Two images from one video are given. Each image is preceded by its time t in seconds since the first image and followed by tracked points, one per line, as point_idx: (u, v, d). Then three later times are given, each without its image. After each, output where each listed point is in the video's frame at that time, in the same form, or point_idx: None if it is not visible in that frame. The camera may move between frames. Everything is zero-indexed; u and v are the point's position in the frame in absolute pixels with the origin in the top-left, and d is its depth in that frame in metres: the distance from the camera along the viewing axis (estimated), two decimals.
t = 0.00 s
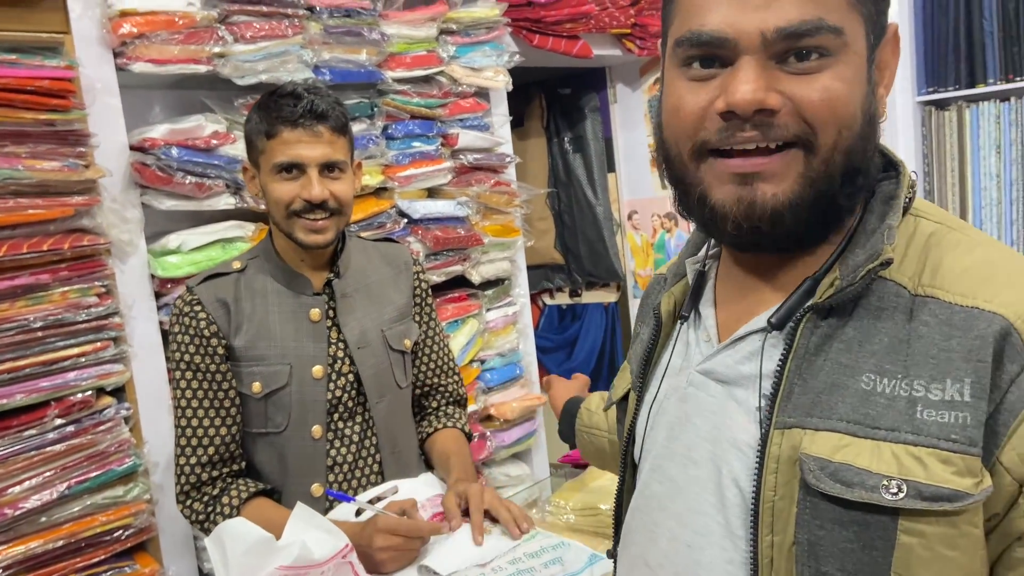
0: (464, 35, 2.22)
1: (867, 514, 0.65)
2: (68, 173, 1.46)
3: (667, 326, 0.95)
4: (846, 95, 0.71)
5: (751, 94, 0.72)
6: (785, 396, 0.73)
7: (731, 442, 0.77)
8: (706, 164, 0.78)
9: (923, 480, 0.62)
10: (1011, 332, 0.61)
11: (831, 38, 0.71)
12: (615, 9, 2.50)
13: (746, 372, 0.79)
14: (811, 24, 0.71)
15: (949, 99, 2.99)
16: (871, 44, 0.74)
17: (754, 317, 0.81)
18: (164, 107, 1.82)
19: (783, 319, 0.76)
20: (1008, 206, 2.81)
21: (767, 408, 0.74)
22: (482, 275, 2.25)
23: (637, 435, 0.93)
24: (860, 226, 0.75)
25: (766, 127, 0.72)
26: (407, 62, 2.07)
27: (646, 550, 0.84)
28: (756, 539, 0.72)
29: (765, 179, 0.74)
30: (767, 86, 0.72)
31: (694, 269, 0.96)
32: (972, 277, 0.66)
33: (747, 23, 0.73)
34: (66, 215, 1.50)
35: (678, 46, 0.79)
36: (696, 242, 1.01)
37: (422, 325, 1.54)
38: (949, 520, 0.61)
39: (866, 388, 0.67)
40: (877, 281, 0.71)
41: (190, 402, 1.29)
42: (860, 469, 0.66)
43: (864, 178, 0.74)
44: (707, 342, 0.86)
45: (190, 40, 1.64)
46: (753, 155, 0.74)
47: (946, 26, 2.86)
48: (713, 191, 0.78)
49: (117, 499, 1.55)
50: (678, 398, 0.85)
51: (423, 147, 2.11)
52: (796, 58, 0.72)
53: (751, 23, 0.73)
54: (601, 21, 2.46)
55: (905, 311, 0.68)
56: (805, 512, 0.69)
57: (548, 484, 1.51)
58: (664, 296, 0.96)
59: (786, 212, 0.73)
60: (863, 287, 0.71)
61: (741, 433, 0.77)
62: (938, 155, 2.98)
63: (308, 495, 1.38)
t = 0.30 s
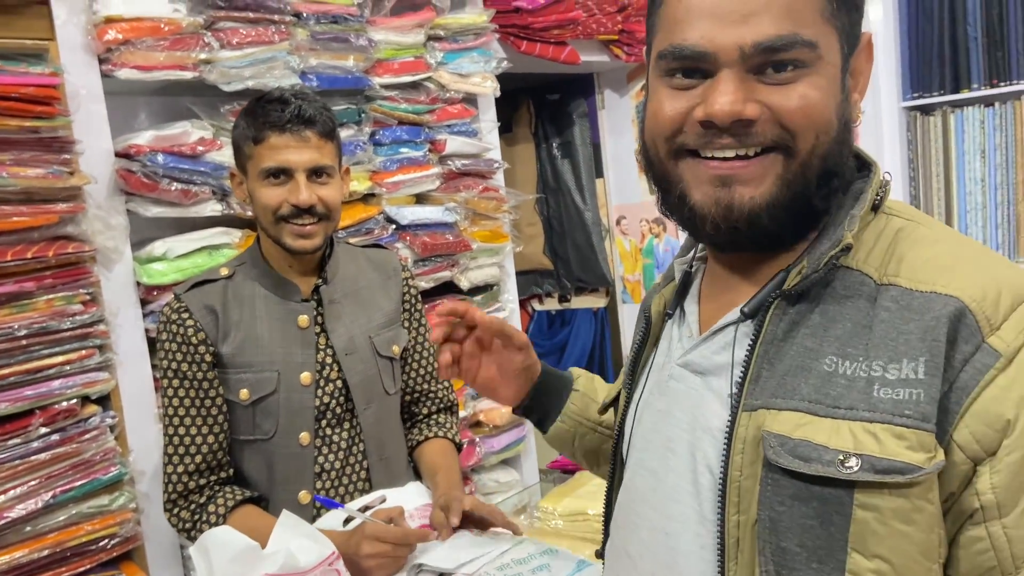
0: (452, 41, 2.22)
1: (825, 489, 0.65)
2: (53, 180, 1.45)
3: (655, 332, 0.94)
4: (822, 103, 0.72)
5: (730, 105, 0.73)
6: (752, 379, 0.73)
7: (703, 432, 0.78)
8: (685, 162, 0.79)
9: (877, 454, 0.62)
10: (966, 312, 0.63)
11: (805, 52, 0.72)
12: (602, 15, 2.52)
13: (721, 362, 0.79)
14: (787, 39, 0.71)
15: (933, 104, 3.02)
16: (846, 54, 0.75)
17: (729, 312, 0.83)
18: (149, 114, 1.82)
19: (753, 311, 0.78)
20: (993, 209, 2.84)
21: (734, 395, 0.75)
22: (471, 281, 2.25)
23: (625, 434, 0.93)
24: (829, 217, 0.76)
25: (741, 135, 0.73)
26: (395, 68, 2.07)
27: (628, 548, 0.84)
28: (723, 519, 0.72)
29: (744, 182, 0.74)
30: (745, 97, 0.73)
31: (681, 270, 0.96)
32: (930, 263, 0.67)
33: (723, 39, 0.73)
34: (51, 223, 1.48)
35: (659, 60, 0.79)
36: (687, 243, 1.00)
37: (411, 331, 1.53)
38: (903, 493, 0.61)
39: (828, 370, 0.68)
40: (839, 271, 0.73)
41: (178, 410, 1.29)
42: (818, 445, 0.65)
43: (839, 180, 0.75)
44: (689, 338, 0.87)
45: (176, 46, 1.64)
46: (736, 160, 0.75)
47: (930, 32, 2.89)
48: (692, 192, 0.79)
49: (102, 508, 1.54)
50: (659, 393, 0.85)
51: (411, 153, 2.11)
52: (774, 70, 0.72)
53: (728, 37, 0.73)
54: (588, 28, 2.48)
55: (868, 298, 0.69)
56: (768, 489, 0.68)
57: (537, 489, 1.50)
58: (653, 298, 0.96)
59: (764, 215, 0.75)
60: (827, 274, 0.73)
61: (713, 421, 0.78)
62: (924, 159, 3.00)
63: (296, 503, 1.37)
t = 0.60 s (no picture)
0: (441, 50, 2.24)
1: (852, 493, 0.67)
2: (40, 190, 1.45)
3: (637, 341, 0.97)
4: (811, 105, 0.74)
5: (728, 106, 0.74)
6: (766, 386, 0.75)
7: (713, 440, 0.80)
8: (682, 168, 0.79)
9: (906, 456, 0.64)
10: (972, 315, 0.66)
11: (797, 53, 0.74)
12: (590, 24, 2.54)
13: (723, 373, 0.81)
14: (780, 37, 0.74)
15: (919, 112, 3.05)
16: (831, 64, 0.78)
17: (725, 321, 0.84)
18: (138, 123, 1.82)
19: (757, 317, 0.79)
20: (977, 217, 2.86)
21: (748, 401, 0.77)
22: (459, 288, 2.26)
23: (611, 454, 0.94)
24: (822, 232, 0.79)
25: (741, 138, 0.74)
26: (383, 77, 2.08)
27: (632, 556, 0.85)
28: (741, 528, 0.74)
29: (741, 179, 0.75)
30: (742, 98, 0.75)
31: (664, 282, 0.97)
32: (927, 268, 0.71)
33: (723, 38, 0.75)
34: (38, 232, 1.48)
35: (654, 61, 0.81)
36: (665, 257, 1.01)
37: (399, 340, 1.53)
38: (932, 493, 0.63)
39: (843, 375, 0.71)
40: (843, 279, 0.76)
41: (167, 422, 1.29)
42: (844, 451, 0.68)
43: (828, 185, 0.77)
44: (683, 348, 0.88)
45: (164, 56, 1.64)
46: (728, 159, 0.76)
47: (915, 42, 2.92)
48: (688, 195, 0.79)
49: (90, 518, 1.53)
50: (660, 406, 0.87)
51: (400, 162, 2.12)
52: (764, 73, 0.75)
53: (725, 39, 0.75)
54: (577, 37, 2.50)
55: (873, 303, 0.73)
56: (792, 497, 0.70)
57: (527, 497, 1.51)
58: (633, 314, 0.98)
59: (760, 214, 0.76)
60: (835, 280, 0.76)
61: (723, 430, 0.80)
62: (909, 167, 3.02)
63: (285, 513, 1.37)
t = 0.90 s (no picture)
0: (431, 59, 2.24)
1: (865, 493, 0.68)
2: (25, 199, 1.43)
3: (623, 355, 0.95)
4: (787, 116, 0.75)
5: (705, 118, 0.74)
6: (766, 392, 0.75)
7: (715, 450, 0.79)
8: (659, 178, 0.79)
9: (915, 451, 0.66)
10: (966, 307, 0.68)
11: (773, 67, 0.74)
12: (578, 33, 2.55)
13: (719, 382, 0.81)
14: (756, 53, 0.74)
15: (905, 121, 3.07)
16: (806, 73, 0.78)
17: (714, 330, 0.83)
18: (125, 131, 1.81)
19: (750, 324, 0.80)
20: (964, 224, 2.87)
21: (749, 411, 0.77)
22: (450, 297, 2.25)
23: (605, 475, 0.93)
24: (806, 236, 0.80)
25: (719, 149, 0.75)
26: (373, 86, 2.08)
27: None
28: (753, 538, 0.73)
29: (718, 190, 0.76)
30: (719, 110, 0.75)
31: (646, 294, 0.96)
32: (914, 266, 0.73)
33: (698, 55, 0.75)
34: (24, 241, 1.47)
35: (630, 75, 0.80)
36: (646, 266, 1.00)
37: (390, 350, 1.52)
38: (944, 487, 0.65)
39: (843, 375, 0.71)
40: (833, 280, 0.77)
41: (156, 433, 1.27)
42: (853, 450, 0.68)
43: (804, 195, 0.77)
44: (673, 360, 0.87)
45: (152, 64, 1.63)
46: (707, 170, 0.76)
47: (902, 51, 2.94)
48: (666, 204, 0.79)
49: (75, 531, 1.51)
50: (651, 416, 0.86)
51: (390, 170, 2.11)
52: (740, 86, 0.75)
53: (701, 52, 0.75)
54: (565, 45, 2.51)
55: (863, 302, 0.74)
56: (805, 502, 0.71)
57: (518, 506, 1.50)
58: (616, 329, 0.97)
59: (737, 224, 0.76)
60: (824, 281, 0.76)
61: (724, 439, 0.79)
62: (896, 176, 3.04)
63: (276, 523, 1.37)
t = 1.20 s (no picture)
0: (420, 67, 2.25)
1: (847, 487, 0.71)
2: (13, 208, 1.43)
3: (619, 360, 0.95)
4: (738, 131, 0.77)
5: (650, 144, 0.77)
6: (751, 389, 0.78)
7: (704, 449, 0.81)
8: (622, 200, 0.83)
9: (895, 442, 0.68)
10: (945, 301, 0.70)
11: (715, 88, 0.76)
12: (567, 41, 2.58)
13: (708, 383, 0.82)
14: (694, 79, 0.76)
15: (892, 128, 3.10)
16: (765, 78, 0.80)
17: (703, 332, 0.85)
18: (114, 139, 1.80)
19: (735, 325, 0.81)
20: (951, 231, 2.89)
21: (734, 409, 0.79)
22: (440, 304, 2.25)
23: (601, 480, 0.94)
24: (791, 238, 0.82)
25: (667, 171, 0.78)
26: (362, 94, 2.08)
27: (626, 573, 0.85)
28: (741, 533, 0.75)
29: (674, 209, 0.79)
30: (664, 134, 0.78)
31: (640, 300, 0.96)
32: (895, 263, 0.75)
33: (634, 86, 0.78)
34: (12, 250, 1.46)
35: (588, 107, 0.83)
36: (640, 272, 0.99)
37: (383, 358, 1.52)
38: (925, 478, 0.67)
39: (825, 370, 0.75)
40: (814, 279, 0.80)
41: (145, 435, 1.27)
42: (835, 443, 0.71)
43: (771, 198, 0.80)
44: (665, 364, 0.88)
45: (141, 72, 1.63)
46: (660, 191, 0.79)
47: (888, 59, 2.97)
48: (630, 225, 0.83)
49: (64, 541, 1.51)
50: (644, 417, 0.87)
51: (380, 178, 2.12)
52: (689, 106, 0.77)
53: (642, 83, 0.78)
54: (554, 53, 2.54)
55: (846, 300, 0.77)
56: (789, 496, 0.73)
57: (509, 514, 1.51)
58: (613, 334, 0.96)
59: (696, 235, 0.79)
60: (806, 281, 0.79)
61: (713, 437, 0.81)
62: (884, 183, 3.06)
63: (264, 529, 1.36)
